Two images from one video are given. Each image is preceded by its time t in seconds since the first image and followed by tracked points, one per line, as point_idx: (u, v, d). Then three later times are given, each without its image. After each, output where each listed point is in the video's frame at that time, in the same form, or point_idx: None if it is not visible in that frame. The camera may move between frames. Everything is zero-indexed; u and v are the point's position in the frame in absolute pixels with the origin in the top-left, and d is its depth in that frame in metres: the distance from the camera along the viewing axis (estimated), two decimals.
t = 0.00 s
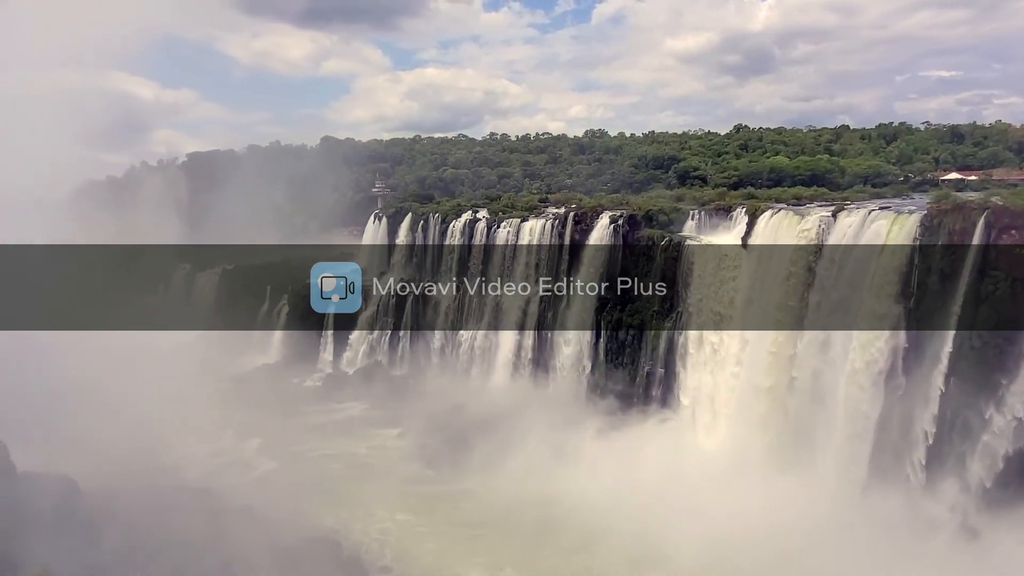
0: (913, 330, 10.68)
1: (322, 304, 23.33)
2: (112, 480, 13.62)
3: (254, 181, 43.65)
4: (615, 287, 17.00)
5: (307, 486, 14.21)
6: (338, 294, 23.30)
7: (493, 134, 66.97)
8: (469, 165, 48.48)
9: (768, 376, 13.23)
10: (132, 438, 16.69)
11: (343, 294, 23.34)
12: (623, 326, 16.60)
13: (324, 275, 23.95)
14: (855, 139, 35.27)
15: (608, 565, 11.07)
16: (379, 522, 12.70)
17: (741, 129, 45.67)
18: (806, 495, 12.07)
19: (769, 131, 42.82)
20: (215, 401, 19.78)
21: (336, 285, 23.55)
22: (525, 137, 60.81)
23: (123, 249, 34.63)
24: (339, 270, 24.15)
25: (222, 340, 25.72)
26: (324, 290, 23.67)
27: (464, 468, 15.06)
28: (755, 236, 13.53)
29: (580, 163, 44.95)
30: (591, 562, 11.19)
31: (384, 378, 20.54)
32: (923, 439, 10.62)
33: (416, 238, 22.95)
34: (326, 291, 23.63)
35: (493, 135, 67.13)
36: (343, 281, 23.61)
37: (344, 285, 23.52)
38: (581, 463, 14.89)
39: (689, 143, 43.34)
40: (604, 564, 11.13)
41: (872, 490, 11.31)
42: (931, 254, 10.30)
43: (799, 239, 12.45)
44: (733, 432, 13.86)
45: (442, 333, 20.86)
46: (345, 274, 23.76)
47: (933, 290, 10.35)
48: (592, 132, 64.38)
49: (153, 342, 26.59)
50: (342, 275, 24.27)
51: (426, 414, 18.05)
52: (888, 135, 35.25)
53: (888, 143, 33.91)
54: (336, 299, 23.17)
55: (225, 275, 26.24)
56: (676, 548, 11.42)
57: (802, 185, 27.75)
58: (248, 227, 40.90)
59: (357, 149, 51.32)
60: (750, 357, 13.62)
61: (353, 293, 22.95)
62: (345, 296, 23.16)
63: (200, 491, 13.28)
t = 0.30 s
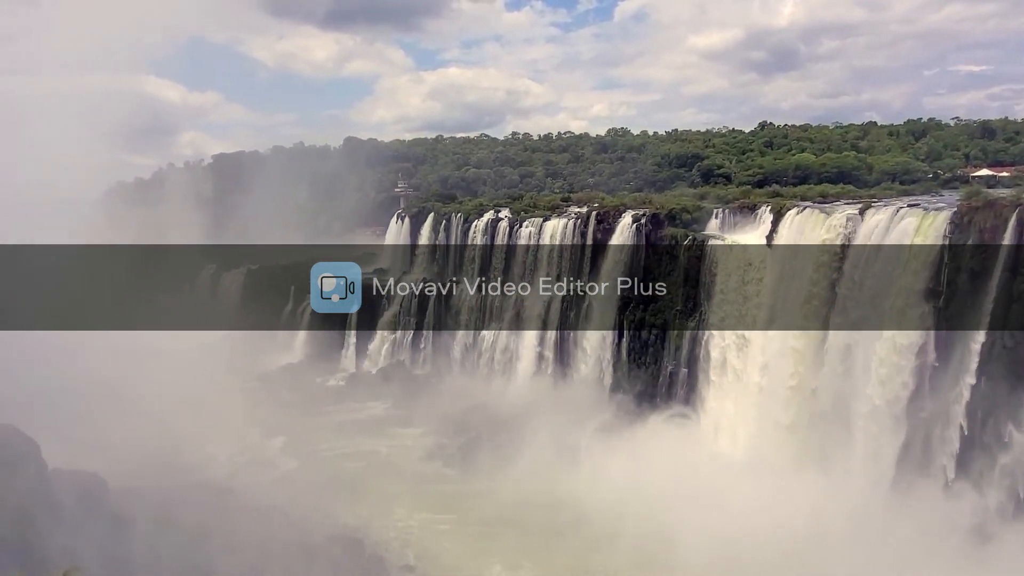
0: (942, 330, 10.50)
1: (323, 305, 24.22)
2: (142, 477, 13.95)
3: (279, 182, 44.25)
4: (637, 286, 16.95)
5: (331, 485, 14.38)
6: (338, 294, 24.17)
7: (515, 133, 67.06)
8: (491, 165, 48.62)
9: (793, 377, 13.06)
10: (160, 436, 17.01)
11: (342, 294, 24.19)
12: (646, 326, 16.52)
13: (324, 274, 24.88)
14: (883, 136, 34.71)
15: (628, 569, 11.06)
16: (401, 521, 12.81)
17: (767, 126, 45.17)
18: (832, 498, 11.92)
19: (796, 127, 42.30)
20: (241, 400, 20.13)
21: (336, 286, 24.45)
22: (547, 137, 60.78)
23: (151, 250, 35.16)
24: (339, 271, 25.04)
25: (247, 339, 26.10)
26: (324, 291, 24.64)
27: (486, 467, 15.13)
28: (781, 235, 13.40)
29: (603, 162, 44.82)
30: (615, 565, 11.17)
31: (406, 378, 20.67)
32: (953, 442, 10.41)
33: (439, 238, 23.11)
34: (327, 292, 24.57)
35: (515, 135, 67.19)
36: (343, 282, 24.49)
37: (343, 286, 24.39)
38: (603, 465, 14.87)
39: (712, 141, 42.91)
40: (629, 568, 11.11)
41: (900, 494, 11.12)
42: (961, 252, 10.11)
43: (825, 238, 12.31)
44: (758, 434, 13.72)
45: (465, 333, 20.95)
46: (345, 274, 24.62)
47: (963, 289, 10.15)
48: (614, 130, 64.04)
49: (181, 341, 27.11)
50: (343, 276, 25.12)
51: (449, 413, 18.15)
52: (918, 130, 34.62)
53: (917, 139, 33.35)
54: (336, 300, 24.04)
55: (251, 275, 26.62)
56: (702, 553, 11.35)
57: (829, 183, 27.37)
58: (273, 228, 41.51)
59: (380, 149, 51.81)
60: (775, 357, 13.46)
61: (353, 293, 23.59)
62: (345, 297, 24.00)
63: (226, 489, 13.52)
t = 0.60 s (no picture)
0: (973, 331, 10.25)
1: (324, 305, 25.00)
2: (168, 474, 14.22)
3: (302, 183, 44.73)
4: (659, 287, 16.88)
5: (352, 484, 14.52)
6: (338, 294, 24.82)
7: (537, 133, 67.09)
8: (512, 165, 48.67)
9: (818, 378, 12.87)
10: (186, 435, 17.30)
11: (342, 294, 24.89)
12: (668, 326, 16.42)
13: (323, 274, 25.69)
14: (911, 133, 34.12)
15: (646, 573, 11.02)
16: (421, 521, 12.88)
17: (792, 124, 44.64)
18: (857, 503, 11.73)
19: (821, 125, 41.75)
20: (265, 400, 20.42)
21: (335, 286, 25.20)
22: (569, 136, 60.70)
23: (177, 251, 35.68)
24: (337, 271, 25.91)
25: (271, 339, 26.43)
26: (325, 291, 25.53)
27: (506, 468, 15.15)
28: (805, 234, 13.26)
29: (625, 162, 44.65)
30: (634, 568, 11.13)
31: (427, 377, 20.77)
32: (981, 446, 10.17)
33: (461, 238, 23.21)
34: (327, 292, 25.37)
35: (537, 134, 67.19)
36: (342, 282, 25.26)
37: (342, 285, 25.17)
38: (623, 466, 14.81)
39: (735, 139, 42.47)
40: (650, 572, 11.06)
41: (927, 499, 10.92)
42: (991, 250, 9.89)
43: (851, 236, 12.16)
44: (781, 437, 13.55)
45: (486, 333, 21.01)
46: (343, 274, 25.38)
47: (994, 288, 9.93)
48: (636, 129, 63.73)
49: (207, 340, 27.56)
50: (343, 278, 25.95)
51: (470, 412, 18.21)
52: (947, 127, 33.98)
53: (946, 135, 32.77)
54: (336, 299, 24.72)
55: (274, 274, 26.93)
56: (734, 564, 11.17)
57: (855, 181, 26.98)
58: (295, 228, 42.00)
59: (402, 150, 52.16)
60: (799, 357, 13.28)
61: (353, 293, 24.11)
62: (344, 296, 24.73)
63: (249, 487, 13.71)
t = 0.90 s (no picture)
0: (999, 331, 10.02)
1: (324, 305, 26.59)
2: (192, 472, 14.50)
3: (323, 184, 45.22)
4: (679, 286, 16.85)
5: (371, 483, 14.67)
6: (338, 295, 26.49)
7: (556, 133, 67.03)
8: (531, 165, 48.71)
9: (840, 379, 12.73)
10: (209, 433, 17.62)
11: (342, 295, 26.58)
12: (688, 326, 16.34)
13: (324, 276, 27.35)
14: (936, 130, 33.60)
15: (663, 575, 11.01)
16: (439, 520, 12.99)
17: (814, 122, 44.14)
18: (878, 505, 11.60)
19: (844, 122, 41.22)
20: (287, 399, 20.71)
21: (334, 287, 26.89)
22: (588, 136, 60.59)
23: (201, 252, 36.23)
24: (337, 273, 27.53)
25: (293, 338, 26.76)
26: (325, 291, 27.26)
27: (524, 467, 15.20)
28: (827, 234, 13.20)
29: (644, 161, 44.47)
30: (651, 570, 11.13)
31: (447, 376, 20.87)
32: (1008, 448, 9.99)
33: (480, 238, 23.31)
34: (328, 293, 27.00)
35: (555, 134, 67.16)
36: (341, 283, 26.95)
37: (341, 287, 26.85)
38: (642, 468, 14.79)
39: (756, 138, 42.10)
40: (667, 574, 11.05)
41: (950, 502, 10.76)
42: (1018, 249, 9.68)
43: (873, 235, 12.06)
44: (801, 438, 13.43)
45: (505, 333, 21.10)
46: (343, 276, 27.04)
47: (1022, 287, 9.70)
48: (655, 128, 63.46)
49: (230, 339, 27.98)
50: (343, 279, 27.58)
51: (489, 412, 18.29)
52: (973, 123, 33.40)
53: (972, 132, 32.25)
54: (337, 299, 26.33)
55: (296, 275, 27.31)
56: (758, 569, 11.05)
57: (878, 180, 26.64)
58: (317, 229, 42.42)
59: (421, 151, 52.46)
60: (821, 358, 13.12)
61: (353, 293, 25.83)
62: (344, 296, 26.40)
63: (270, 485, 13.93)
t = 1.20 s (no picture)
0: None
1: (324, 302, 27.85)
2: (213, 470, 14.72)
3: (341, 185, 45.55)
4: (696, 287, 16.76)
5: (389, 482, 14.80)
6: (338, 294, 27.80)
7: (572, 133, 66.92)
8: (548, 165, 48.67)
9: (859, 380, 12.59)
10: (230, 431, 17.87)
11: (342, 294, 27.87)
12: (705, 326, 16.25)
13: (325, 275, 28.67)
14: (959, 128, 33.13)
15: None
16: (456, 519, 13.08)
17: (834, 120, 43.69)
18: (898, 509, 11.50)
19: (864, 121, 40.74)
20: (306, 398, 20.92)
21: (335, 286, 28.17)
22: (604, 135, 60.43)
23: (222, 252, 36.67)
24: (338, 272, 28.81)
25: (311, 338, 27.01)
26: (325, 291, 28.40)
27: (541, 467, 15.25)
28: (848, 233, 13.03)
29: (662, 161, 44.26)
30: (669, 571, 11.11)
31: (464, 376, 20.96)
32: None
33: (496, 238, 23.35)
34: (328, 291, 28.23)
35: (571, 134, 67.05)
36: (342, 282, 28.31)
37: (341, 285, 28.22)
38: (659, 469, 14.76)
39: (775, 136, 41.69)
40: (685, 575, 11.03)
41: (973, 507, 10.65)
42: None
43: (894, 235, 11.90)
44: (820, 440, 13.33)
45: (522, 333, 21.15)
46: (344, 275, 28.33)
47: None
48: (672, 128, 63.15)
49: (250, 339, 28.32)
50: (343, 278, 28.89)
51: (506, 412, 18.36)
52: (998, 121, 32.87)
53: (996, 131, 31.76)
54: (337, 299, 27.67)
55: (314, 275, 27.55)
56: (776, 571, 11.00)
57: (900, 179, 26.31)
58: (335, 230, 42.72)
59: (438, 152, 52.65)
60: (841, 359, 13.00)
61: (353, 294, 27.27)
62: (343, 295, 27.74)
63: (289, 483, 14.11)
